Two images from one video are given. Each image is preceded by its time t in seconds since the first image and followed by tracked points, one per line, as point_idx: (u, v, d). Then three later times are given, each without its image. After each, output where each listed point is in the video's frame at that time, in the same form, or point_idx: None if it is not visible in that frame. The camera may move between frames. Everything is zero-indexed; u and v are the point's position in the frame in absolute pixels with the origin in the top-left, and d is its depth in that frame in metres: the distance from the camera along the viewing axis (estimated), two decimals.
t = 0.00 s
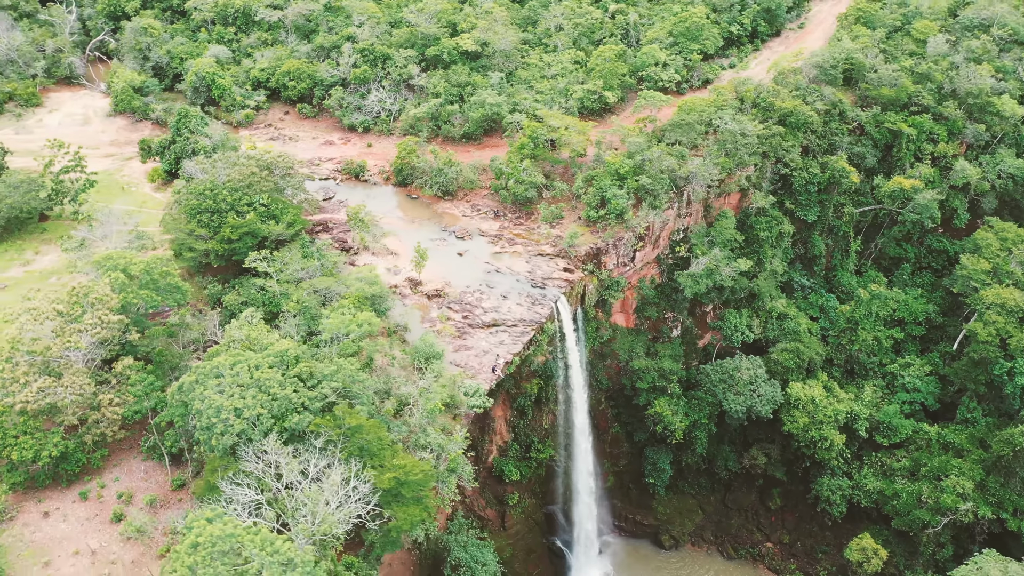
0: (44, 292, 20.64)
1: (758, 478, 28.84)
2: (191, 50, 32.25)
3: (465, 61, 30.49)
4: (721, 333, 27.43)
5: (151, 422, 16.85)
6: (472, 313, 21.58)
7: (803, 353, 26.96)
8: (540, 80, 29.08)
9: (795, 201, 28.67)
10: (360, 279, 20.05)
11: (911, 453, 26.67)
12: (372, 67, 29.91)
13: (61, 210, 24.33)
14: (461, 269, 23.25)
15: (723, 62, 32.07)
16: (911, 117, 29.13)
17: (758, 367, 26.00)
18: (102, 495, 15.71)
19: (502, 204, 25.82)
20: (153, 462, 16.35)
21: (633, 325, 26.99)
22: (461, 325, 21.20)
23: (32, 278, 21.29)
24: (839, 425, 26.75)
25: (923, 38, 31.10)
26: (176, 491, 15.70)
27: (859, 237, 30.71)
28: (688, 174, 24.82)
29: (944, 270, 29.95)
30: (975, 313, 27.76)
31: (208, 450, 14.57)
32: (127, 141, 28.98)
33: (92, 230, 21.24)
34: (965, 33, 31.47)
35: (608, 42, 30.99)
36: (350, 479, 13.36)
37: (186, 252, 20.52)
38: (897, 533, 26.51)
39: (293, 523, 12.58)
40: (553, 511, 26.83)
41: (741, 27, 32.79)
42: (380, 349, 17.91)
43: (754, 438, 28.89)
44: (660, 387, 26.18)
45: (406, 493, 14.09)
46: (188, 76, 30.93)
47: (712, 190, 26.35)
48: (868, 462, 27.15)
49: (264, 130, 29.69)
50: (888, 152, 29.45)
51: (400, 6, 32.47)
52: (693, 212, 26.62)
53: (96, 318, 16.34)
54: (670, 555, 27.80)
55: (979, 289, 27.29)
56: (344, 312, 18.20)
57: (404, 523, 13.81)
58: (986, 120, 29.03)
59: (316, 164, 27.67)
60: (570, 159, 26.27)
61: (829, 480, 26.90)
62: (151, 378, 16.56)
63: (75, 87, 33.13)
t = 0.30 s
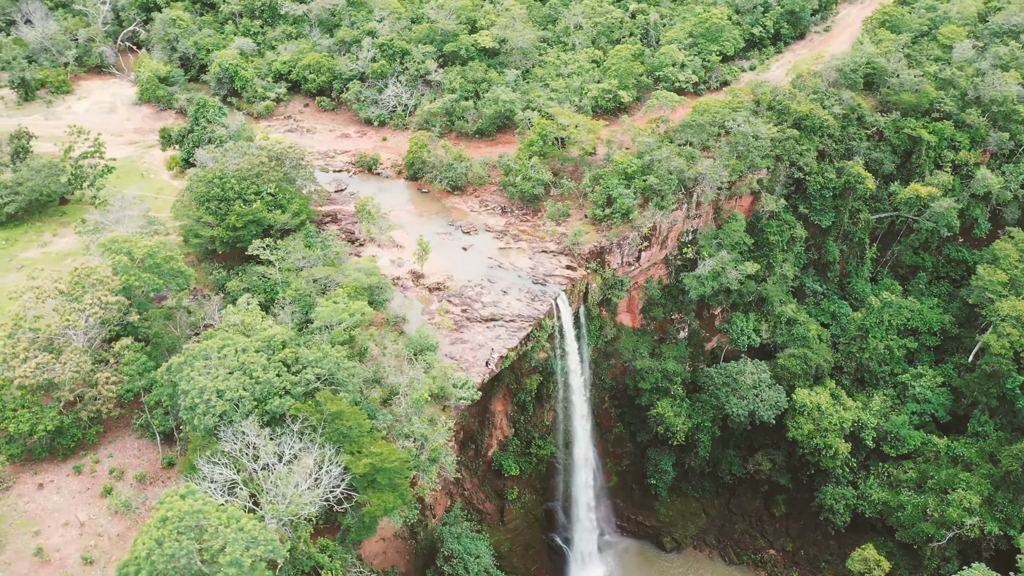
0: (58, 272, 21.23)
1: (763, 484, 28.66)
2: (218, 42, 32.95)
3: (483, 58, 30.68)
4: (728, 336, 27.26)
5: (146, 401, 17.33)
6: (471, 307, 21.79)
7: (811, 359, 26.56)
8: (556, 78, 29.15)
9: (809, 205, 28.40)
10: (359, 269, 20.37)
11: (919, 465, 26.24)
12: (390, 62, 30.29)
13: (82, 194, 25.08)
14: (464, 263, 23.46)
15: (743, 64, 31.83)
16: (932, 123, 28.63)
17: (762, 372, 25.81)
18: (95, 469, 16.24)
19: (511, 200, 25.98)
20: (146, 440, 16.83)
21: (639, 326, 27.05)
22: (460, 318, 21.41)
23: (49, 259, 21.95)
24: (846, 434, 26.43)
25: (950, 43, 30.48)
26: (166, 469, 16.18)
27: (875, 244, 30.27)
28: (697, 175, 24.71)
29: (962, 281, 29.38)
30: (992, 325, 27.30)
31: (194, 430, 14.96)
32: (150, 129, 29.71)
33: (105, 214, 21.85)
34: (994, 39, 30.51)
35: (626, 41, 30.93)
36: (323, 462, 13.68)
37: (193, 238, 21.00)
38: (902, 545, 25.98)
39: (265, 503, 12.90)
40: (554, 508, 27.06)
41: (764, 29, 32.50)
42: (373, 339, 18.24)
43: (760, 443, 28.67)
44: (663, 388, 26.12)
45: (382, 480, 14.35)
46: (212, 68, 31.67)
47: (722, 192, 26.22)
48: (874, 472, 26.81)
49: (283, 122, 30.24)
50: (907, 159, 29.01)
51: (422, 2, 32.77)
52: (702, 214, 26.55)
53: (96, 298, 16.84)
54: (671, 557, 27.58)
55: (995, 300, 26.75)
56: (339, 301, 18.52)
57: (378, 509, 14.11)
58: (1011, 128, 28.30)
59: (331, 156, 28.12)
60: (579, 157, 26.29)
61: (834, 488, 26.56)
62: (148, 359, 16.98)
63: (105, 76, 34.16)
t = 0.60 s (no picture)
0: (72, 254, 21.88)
1: (768, 490, 28.41)
2: (243, 35, 33.61)
3: (501, 55, 30.87)
4: (734, 340, 26.83)
5: (143, 380, 17.79)
6: (471, 301, 21.99)
7: (818, 366, 26.29)
8: (571, 77, 29.21)
9: (823, 210, 28.12)
10: (359, 260, 20.69)
11: (926, 477, 25.62)
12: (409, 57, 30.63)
13: (101, 179, 25.80)
14: (467, 257, 23.67)
15: (763, 66, 31.56)
16: (953, 130, 28.08)
17: (766, 376, 25.59)
18: (90, 445, 16.74)
19: (519, 197, 26.12)
20: (141, 419, 17.27)
21: (644, 326, 27.00)
22: (458, 312, 21.61)
23: (65, 241, 22.65)
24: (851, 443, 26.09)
25: (976, 49, 29.86)
26: (157, 447, 16.57)
27: (890, 251, 29.79)
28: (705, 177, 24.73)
29: (981, 291, 28.67)
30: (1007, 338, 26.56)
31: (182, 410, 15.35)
32: (173, 118, 30.41)
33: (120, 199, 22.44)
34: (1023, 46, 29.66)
35: (645, 41, 30.86)
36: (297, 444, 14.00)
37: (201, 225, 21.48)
38: (906, 558, 25.30)
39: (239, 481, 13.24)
40: (554, 504, 27.20)
41: (786, 31, 32.19)
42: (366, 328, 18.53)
43: (765, 448, 28.59)
44: (665, 389, 26.07)
45: (359, 466, 14.63)
46: (236, 59, 32.41)
47: (731, 194, 26.07)
48: (880, 483, 26.28)
49: (302, 114, 30.73)
50: (926, 166, 28.54)
51: None
52: (712, 215, 26.39)
53: (97, 280, 17.36)
54: (672, 559, 27.41)
55: (1011, 312, 26.17)
56: (335, 290, 18.84)
57: (353, 493, 14.39)
58: None
59: (345, 149, 28.53)
60: (589, 156, 26.30)
61: (837, 497, 26.16)
62: (146, 340, 17.45)
63: (135, 66, 35.07)
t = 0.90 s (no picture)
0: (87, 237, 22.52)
1: (772, 497, 28.12)
2: (269, 28, 34.22)
3: (519, 52, 31.01)
4: (738, 344, 26.96)
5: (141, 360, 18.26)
6: (470, 295, 22.17)
7: (825, 372, 26.00)
8: (587, 75, 29.23)
9: (837, 216, 27.78)
10: (359, 251, 21.00)
11: (931, 489, 25.18)
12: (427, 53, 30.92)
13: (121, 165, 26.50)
14: (470, 252, 23.87)
15: (784, 68, 31.24)
16: (974, 138, 27.51)
17: (770, 381, 25.37)
18: (87, 421, 17.25)
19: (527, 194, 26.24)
20: (137, 398, 17.72)
21: (650, 326, 26.96)
22: (456, 306, 21.81)
23: (81, 224, 23.31)
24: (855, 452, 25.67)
25: (1003, 56, 29.19)
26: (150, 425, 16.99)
27: (906, 260, 29.29)
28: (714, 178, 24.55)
29: (999, 303, 27.88)
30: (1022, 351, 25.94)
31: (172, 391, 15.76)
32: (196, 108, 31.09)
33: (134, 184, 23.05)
34: None
35: (663, 41, 30.74)
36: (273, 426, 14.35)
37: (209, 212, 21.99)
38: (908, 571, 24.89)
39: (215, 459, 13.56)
40: (555, 501, 27.40)
41: (809, 34, 31.85)
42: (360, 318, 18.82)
43: (770, 454, 28.22)
44: (668, 390, 26.00)
45: (338, 451, 14.91)
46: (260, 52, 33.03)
47: (741, 197, 25.90)
48: (885, 494, 25.89)
49: (321, 107, 31.20)
50: (946, 174, 28.04)
51: None
52: (721, 217, 26.17)
53: (99, 262, 17.89)
54: (672, 562, 27.19)
55: None
56: (331, 280, 19.17)
57: (330, 478, 14.67)
58: None
59: (360, 142, 28.91)
60: (598, 155, 26.30)
61: (840, 507, 25.82)
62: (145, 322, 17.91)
63: (165, 56, 35.91)
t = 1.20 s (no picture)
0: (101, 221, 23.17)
1: (775, 504, 27.81)
2: (293, 22, 34.82)
3: (536, 51, 31.14)
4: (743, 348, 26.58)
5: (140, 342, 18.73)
6: (469, 290, 22.37)
7: (830, 380, 25.70)
8: (601, 75, 29.26)
9: (850, 222, 27.46)
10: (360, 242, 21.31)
11: (936, 503, 24.75)
12: (445, 50, 31.18)
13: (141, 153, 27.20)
14: (473, 247, 24.06)
15: (804, 72, 30.89)
16: (994, 146, 26.95)
17: (773, 386, 25.11)
18: (86, 399, 17.78)
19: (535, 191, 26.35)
20: (135, 378, 18.21)
21: (655, 327, 26.92)
22: (455, 299, 22.02)
23: (97, 208, 23.99)
24: (858, 461, 25.35)
25: None
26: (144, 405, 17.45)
27: (920, 269, 28.74)
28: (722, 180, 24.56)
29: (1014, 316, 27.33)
30: None
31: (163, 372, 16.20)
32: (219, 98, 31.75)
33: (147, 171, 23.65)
34: None
35: (681, 42, 30.62)
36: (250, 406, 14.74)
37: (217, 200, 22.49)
38: None
39: (193, 437, 13.97)
40: (555, 498, 27.57)
41: (831, 38, 31.47)
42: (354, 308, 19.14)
43: (773, 460, 27.98)
44: (669, 392, 25.93)
45: (318, 436, 15.21)
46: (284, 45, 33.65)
47: (750, 200, 25.71)
48: (888, 505, 25.52)
49: (340, 100, 31.66)
50: (963, 182, 27.53)
51: None
52: (729, 220, 25.97)
53: (103, 245, 18.42)
54: (670, 564, 27.16)
55: None
56: (328, 270, 19.50)
57: (309, 462, 14.99)
58: None
59: (375, 136, 29.27)
60: (606, 155, 26.29)
61: (841, 516, 25.50)
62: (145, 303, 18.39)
63: (193, 48, 36.72)
